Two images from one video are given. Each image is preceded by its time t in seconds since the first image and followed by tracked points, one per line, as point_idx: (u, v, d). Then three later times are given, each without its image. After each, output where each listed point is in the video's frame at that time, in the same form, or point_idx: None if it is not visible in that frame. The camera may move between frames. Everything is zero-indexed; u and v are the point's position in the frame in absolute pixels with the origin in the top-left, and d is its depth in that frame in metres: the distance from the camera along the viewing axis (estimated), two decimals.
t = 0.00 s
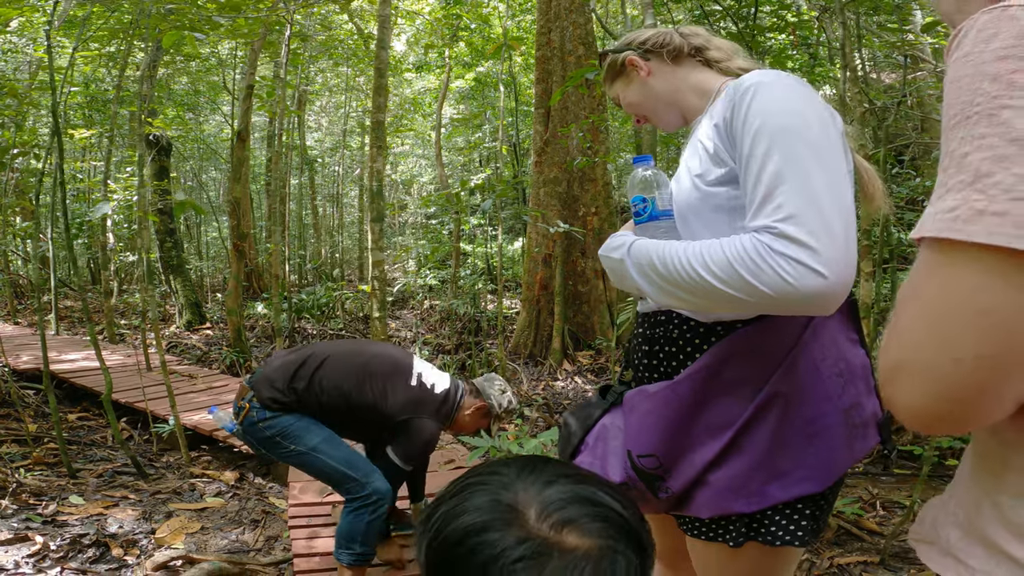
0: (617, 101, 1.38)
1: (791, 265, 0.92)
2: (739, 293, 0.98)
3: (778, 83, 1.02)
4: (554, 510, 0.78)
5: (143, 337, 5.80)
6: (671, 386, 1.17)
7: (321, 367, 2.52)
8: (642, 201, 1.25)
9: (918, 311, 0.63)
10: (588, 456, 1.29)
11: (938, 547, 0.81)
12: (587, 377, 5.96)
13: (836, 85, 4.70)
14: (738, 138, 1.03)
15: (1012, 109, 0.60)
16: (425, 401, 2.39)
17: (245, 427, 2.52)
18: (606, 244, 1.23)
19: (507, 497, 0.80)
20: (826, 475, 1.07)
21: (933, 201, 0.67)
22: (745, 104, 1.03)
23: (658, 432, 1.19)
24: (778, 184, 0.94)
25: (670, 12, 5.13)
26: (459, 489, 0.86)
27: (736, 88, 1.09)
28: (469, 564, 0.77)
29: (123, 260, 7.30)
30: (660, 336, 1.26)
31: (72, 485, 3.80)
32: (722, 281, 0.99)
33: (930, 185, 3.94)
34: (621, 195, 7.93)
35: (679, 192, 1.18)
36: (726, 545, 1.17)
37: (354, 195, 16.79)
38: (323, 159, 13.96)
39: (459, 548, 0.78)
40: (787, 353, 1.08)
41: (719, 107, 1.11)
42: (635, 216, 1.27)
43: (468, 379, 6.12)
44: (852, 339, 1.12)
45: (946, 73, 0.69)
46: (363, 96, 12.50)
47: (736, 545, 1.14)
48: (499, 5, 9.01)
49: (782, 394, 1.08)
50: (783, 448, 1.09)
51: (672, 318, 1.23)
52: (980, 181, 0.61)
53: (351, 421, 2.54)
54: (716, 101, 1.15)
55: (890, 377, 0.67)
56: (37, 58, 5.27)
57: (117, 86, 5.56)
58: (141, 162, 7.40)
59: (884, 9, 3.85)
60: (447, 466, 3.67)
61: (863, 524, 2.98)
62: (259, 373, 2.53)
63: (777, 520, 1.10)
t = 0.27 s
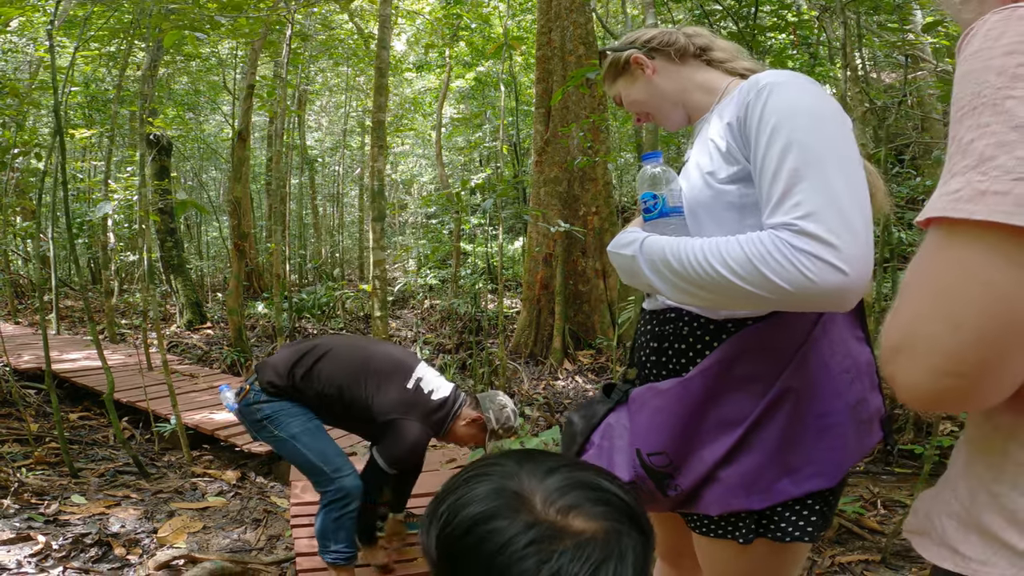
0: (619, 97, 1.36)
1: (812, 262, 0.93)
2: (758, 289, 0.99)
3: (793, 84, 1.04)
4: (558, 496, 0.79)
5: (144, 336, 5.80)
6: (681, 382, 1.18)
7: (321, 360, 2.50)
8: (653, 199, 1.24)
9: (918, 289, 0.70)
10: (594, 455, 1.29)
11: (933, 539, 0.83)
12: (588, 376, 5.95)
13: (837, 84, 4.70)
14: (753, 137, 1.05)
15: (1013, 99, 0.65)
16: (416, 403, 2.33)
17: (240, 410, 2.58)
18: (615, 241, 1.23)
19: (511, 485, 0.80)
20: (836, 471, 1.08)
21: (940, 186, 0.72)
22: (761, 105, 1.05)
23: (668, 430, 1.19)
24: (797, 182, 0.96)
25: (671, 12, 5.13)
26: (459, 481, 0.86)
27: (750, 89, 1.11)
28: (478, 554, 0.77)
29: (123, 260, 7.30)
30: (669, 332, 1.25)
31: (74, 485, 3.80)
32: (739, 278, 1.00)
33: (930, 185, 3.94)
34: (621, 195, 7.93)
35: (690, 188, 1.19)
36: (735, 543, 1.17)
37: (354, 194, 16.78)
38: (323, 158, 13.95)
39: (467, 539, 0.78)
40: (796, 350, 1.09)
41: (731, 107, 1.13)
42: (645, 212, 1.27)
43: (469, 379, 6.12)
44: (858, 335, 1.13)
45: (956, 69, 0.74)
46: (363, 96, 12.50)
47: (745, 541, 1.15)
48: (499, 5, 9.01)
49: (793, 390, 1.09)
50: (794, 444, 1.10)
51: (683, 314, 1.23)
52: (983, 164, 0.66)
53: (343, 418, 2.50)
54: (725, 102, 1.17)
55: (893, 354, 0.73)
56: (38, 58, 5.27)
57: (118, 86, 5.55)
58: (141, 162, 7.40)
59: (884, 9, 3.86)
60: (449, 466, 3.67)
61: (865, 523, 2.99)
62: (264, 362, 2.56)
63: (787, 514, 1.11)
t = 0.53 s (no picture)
0: (617, 90, 1.35)
1: (827, 257, 0.94)
2: (772, 285, 1.00)
3: (802, 80, 1.05)
4: (554, 482, 0.79)
5: (145, 335, 5.80)
6: (689, 376, 1.18)
7: (315, 358, 2.49)
8: (660, 193, 1.23)
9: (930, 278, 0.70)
10: (601, 451, 1.28)
11: (936, 529, 0.83)
12: (588, 375, 5.95)
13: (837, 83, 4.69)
14: (763, 133, 1.06)
15: None
16: (405, 404, 2.27)
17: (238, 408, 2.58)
18: (621, 236, 1.23)
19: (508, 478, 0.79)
20: (845, 465, 1.08)
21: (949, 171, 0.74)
22: (772, 101, 1.05)
23: (676, 425, 1.19)
24: (810, 178, 0.97)
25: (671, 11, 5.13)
26: (448, 478, 0.84)
27: (758, 85, 1.11)
28: (485, 550, 0.76)
29: (124, 260, 7.29)
30: (676, 326, 1.25)
31: (75, 483, 3.80)
32: (754, 273, 1.01)
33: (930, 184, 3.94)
34: (621, 195, 7.93)
35: (698, 184, 1.20)
36: (743, 538, 1.16)
37: (354, 194, 16.78)
38: (324, 158, 13.95)
39: (471, 536, 0.77)
40: (805, 343, 1.09)
41: (738, 103, 1.14)
42: (653, 207, 1.25)
43: (470, 378, 6.12)
44: (865, 329, 1.14)
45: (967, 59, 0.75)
46: (363, 96, 12.50)
47: (754, 537, 1.14)
48: (499, 4, 9.00)
49: (803, 384, 1.09)
50: (803, 439, 1.10)
51: (690, 308, 1.23)
52: (995, 145, 0.67)
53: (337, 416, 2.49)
54: (731, 97, 1.17)
55: (905, 338, 0.73)
56: (40, 57, 5.27)
57: (118, 86, 5.54)
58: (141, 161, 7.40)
59: (885, 8, 3.85)
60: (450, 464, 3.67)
61: (866, 521, 2.99)
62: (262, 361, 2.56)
63: (796, 510, 1.10)
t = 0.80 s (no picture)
0: (618, 72, 1.34)
1: (835, 249, 0.94)
2: (779, 276, 0.99)
3: (813, 72, 1.04)
4: (559, 465, 0.79)
5: (147, 334, 5.80)
6: (692, 364, 1.18)
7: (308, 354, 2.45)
8: (665, 182, 1.24)
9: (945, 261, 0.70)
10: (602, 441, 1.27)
11: (950, 514, 0.82)
12: (589, 373, 5.95)
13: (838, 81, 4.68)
14: (773, 124, 1.05)
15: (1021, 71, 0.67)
16: (396, 383, 2.13)
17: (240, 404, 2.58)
18: (627, 225, 1.21)
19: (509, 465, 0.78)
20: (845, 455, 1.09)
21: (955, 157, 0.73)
22: (782, 94, 1.04)
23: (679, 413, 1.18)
24: (820, 170, 0.96)
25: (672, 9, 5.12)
26: (444, 463, 0.83)
27: (767, 76, 1.10)
28: (491, 537, 0.75)
29: (125, 259, 7.29)
30: (680, 313, 1.24)
31: (76, 481, 3.80)
32: (761, 264, 1.00)
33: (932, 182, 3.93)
34: (622, 193, 7.92)
35: (704, 174, 1.19)
36: (743, 528, 1.16)
37: (355, 193, 16.78)
38: (325, 158, 13.96)
39: (475, 524, 0.76)
40: (807, 329, 1.09)
41: (746, 94, 1.13)
42: (658, 196, 1.26)
43: (470, 376, 6.12)
44: (865, 318, 1.13)
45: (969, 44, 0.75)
46: (364, 95, 12.49)
47: (755, 527, 1.14)
48: (500, 4, 9.00)
49: (806, 371, 1.08)
50: (805, 426, 1.10)
51: (694, 294, 1.22)
52: (1001, 130, 0.67)
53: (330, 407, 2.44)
54: (740, 87, 1.16)
55: (921, 327, 0.73)
56: (41, 56, 5.26)
57: (119, 85, 5.53)
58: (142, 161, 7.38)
59: (886, 5, 3.84)
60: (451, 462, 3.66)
61: (867, 519, 2.98)
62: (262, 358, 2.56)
63: (796, 500, 1.11)
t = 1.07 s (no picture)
0: (628, 63, 1.32)
1: (852, 260, 0.95)
2: (794, 285, 1.00)
3: (837, 78, 1.03)
4: (570, 470, 0.78)
5: (149, 333, 5.80)
6: (699, 362, 1.18)
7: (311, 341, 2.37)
8: (679, 183, 1.25)
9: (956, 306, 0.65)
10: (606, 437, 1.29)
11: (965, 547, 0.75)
12: (591, 374, 5.94)
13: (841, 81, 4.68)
14: (793, 130, 1.04)
15: None
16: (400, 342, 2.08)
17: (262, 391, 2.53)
18: (638, 226, 1.21)
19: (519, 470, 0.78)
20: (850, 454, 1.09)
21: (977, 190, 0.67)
22: (804, 99, 1.04)
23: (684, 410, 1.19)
24: (840, 180, 0.96)
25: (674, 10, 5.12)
26: (456, 460, 0.82)
27: (790, 78, 1.09)
28: (499, 543, 0.74)
29: (127, 259, 7.30)
30: (686, 311, 1.24)
31: (78, 481, 3.80)
32: (776, 272, 1.00)
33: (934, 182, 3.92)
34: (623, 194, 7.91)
35: (717, 174, 1.18)
36: (748, 525, 1.16)
37: (356, 194, 16.79)
38: (327, 158, 13.96)
39: (483, 530, 0.75)
40: (814, 328, 1.08)
41: (765, 96, 1.12)
42: (672, 196, 1.27)
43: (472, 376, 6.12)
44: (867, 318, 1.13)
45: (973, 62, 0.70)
46: (366, 96, 12.50)
47: (759, 524, 1.14)
48: (502, 4, 9.00)
49: (812, 371, 1.08)
50: (810, 425, 1.10)
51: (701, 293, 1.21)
52: None
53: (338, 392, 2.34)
54: (757, 87, 1.16)
55: (941, 369, 0.67)
56: (44, 56, 5.27)
57: (121, 85, 5.54)
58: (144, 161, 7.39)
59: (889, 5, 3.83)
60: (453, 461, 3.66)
61: (870, 519, 2.97)
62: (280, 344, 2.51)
63: (801, 497, 1.11)
